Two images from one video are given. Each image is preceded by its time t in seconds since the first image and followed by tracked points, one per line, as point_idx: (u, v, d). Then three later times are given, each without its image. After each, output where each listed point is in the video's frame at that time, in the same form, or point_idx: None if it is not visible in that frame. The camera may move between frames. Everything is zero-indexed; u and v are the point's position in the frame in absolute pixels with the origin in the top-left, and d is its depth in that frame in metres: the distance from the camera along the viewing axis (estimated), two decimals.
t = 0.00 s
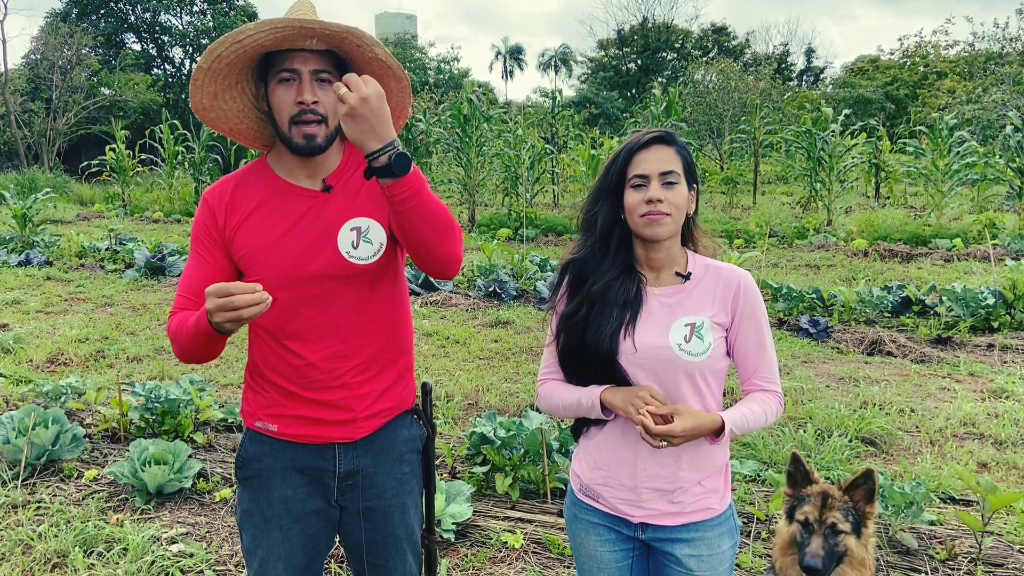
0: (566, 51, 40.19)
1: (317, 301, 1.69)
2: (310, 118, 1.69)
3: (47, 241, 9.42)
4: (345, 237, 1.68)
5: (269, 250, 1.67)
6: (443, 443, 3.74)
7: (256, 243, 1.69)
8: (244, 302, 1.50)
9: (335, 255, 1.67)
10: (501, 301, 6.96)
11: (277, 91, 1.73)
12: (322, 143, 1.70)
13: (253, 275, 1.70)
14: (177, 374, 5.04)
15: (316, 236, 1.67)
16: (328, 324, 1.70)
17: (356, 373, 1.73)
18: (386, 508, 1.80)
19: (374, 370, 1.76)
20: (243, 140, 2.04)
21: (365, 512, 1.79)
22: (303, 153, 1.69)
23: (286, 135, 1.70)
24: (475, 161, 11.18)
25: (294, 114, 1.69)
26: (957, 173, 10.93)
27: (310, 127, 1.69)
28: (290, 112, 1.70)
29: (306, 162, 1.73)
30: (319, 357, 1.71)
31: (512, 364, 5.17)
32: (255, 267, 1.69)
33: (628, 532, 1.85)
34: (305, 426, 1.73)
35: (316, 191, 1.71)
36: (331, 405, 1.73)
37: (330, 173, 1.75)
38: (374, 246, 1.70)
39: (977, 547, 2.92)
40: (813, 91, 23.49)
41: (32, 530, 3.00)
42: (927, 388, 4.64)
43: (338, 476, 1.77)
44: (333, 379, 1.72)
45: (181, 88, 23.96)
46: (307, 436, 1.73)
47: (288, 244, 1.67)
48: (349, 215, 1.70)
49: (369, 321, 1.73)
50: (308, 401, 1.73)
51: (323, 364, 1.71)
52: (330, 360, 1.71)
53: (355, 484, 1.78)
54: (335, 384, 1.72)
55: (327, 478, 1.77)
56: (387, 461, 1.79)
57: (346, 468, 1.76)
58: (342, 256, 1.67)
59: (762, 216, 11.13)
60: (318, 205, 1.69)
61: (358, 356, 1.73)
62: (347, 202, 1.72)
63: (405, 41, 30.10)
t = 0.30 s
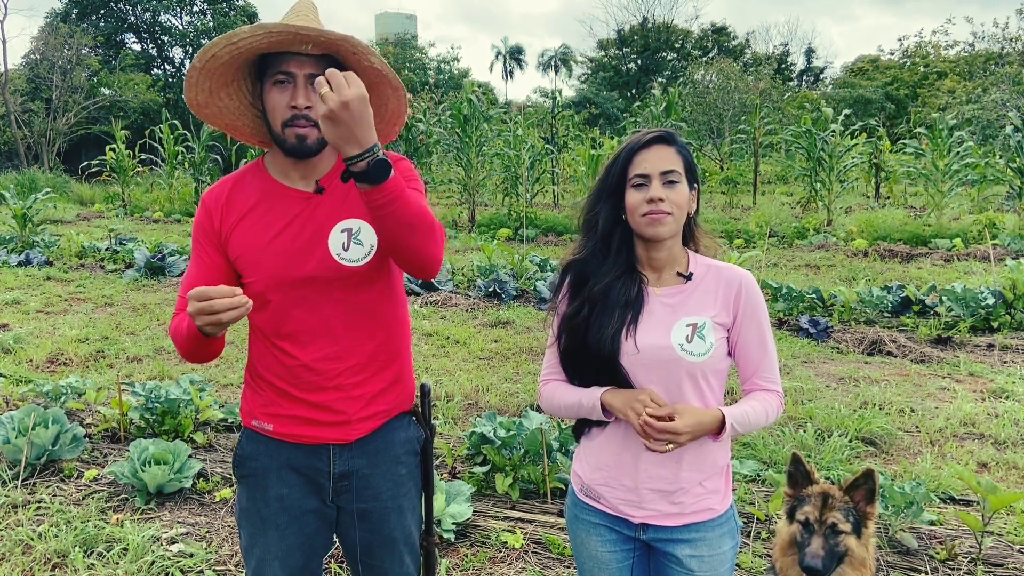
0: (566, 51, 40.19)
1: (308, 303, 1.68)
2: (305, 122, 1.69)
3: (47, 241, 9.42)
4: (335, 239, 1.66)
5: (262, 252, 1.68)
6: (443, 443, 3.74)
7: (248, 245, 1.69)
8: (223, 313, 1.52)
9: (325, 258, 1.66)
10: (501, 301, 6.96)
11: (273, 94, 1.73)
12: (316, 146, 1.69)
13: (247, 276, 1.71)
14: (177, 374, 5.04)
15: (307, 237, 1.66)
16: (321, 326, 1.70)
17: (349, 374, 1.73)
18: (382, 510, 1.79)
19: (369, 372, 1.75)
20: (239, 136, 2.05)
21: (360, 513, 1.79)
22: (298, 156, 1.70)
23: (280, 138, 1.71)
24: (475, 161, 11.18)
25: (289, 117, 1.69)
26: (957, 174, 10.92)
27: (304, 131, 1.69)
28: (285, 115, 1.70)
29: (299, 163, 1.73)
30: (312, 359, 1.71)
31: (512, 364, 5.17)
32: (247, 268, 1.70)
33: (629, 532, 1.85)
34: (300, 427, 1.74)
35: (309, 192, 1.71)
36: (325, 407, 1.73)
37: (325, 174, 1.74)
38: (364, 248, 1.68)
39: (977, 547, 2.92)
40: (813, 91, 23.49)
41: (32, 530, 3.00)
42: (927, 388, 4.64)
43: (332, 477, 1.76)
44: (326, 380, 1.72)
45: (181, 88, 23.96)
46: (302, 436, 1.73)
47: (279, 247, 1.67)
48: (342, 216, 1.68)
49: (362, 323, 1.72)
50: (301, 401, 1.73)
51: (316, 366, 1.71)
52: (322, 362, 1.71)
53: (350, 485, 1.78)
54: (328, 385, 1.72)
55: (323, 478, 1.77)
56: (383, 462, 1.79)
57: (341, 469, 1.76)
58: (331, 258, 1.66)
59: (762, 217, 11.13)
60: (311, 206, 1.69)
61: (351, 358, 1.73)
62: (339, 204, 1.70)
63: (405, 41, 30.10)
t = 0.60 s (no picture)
0: (566, 51, 40.19)
1: (304, 308, 1.68)
2: (306, 124, 1.69)
3: (47, 241, 9.43)
4: (334, 243, 1.65)
5: (259, 254, 1.68)
6: (443, 443, 3.74)
7: (246, 247, 1.69)
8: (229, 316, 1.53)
9: (322, 263, 1.66)
10: (501, 302, 6.96)
11: (275, 94, 1.72)
12: (316, 149, 1.71)
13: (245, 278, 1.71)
14: (177, 374, 5.04)
15: (304, 240, 1.66)
16: (317, 329, 1.69)
17: (345, 377, 1.72)
18: (381, 511, 1.79)
19: (366, 375, 1.75)
20: (238, 131, 2.06)
21: (359, 515, 1.79)
22: (297, 156, 1.70)
23: (279, 138, 1.71)
24: (474, 161, 11.18)
25: (289, 117, 1.69)
26: (957, 173, 10.91)
27: (305, 133, 1.69)
28: (286, 115, 1.70)
29: (298, 164, 1.73)
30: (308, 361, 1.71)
31: (513, 364, 5.17)
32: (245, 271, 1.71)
33: (629, 532, 1.85)
34: (297, 427, 1.74)
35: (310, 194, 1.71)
36: (321, 408, 1.73)
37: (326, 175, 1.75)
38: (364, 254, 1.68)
39: (977, 547, 2.92)
40: (813, 91, 23.50)
41: (32, 530, 3.00)
42: (927, 388, 4.64)
43: (331, 478, 1.76)
44: (322, 382, 1.72)
45: (181, 88, 23.96)
46: (298, 437, 1.73)
47: (276, 251, 1.67)
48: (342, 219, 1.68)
49: (359, 327, 1.71)
50: (297, 402, 1.74)
51: (313, 368, 1.71)
52: (318, 364, 1.71)
53: (348, 486, 1.78)
54: (324, 386, 1.72)
55: (321, 480, 1.77)
56: (382, 463, 1.79)
57: (339, 470, 1.76)
58: (328, 264, 1.65)
59: (762, 217, 11.13)
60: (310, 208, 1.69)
61: (348, 362, 1.72)
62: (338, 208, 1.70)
63: (405, 41, 30.13)
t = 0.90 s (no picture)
0: (566, 51, 40.20)
1: (309, 309, 1.68)
2: (306, 118, 1.69)
3: (47, 241, 9.42)
4: (344, 248, 1.69)
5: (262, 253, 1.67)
6: (443, 443, 3.74)
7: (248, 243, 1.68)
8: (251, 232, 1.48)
9: (328, 265, 1.67)
10: (501, 301, 6.96)
11: (278, 89, 1.73)
12: (316, 143, 1.69)
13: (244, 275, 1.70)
14: (177, 374, 5.04)
15: (310, 242, 1.67)
16: (319, 331, 1.70)
17: (346, 381, 1.73)
18: (381, 513, 1.79)
19: (365, 379, 1.75)
20: (248, 131, 2.05)
21: (359, 517, 1.79)
22: (300, 153, 1.70)
23: (282, 133, 1.71)
24: (475, 161, 11.17)
25: (290, 111, 1.69)
26: (957, 173, 10.90)
27: (305, 127, 1.69)
28: (287, 109, 1.70)
29: (303, 162, 1.73)
30: (309, 363, 1.71)
31: (513, 364, 5.17)
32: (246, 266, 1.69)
33: (628, 532, 1.85)
34: (295, 429, 1.73)
35: (316, 194, 1.72)
36: (320, 411, 1.72)
37: (331, 177, 1.75)
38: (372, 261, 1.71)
39: (977, 547, 2.92)
40: (813, 91, 23.50)
41: (32, 530, 3.00)
42: (927, 388, 4.65)
43: (330, 480, 1.76)
44: (322, 385, 1.71)
45: (181, 88, 23.96)
46: (296, 439, 1.73)
47: (283, 249, 1.67)
48: (350, 224, 1.71)
49: (361, 332, 1.72)
50: (294, 403, 1.73)
51: (313, 371, 1.71)
52: (319, 367, 1.71)
53: (348, 488, 1.78)
54: (324, 390, 1.72)
55: (320, 481, 1.76)
56: (381, 465, 1.79)
57: (339, 472, 1.76)
58: (336, 267, 1.67)
59: (762, 217, 11.13)
60: (316, 209, 1.70)
61: (350, 366, 1.73)
62: (344, 210, 1.72)
63: (405, 40, 30.14)
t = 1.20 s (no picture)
0: (566, 51, 40.22)
1: (322, 308, 1.69)
2: (317, 115, 1.69)
3: (47, 241, 9.43)
4: (362, 249, 1.71)
5: (276, 248, 1.66)
6: (443, 443, 3.74)
7: (268, 234, 1.66)
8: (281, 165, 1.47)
9: (345, 264, 1.68)
10: (501, 301, 6.96)
11: (290, 87, 1.73)
12: (328, 140, 1.70)
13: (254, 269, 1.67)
14: (177, 374, 5.04)
15: (327, 242, 1.68)
16: (331, 332, 1.70)
17: (354, 383, 1.74)
18: (384, 512, 1.81)
19: (373, 380, 1.77)
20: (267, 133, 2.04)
21: (362, 517, 1.80)
22: (314, 150, 1.70)
23: (296, 131, 1.71)
24: (475, 161, 11.16)
25: (302, 109, 1.70)
26: (957, 173, 10.89)
27: (317, 124, 1.69)
28: (299, 107, 1.70)
29: (318, 161, 1.72)
30: (318, 364, 1.70)
31: (513, 364, 5.17)
32: (261, 254, 1.66)
33: (627, 532, 1.85)
34: (298, 432, 1.72)
35: (332, 192, 1.72)
36: (326, 412, 1.72)
37: (342, 177, 1.76)
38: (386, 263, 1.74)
39: (977, 547, 2.92)
40: (813, 91, 23.50)
41: (32, 530, 3.00)
42: (927, 388, 4.65)
43: (334, 482, 1.76)
44: (330, 386, 1.72)
45: (181, 87, 23.96)
46: (299, 441, 1.72)
47: (303, 243, 1.66)
48: (365, 225, 1.72)
49: (371, 333, 1.75)
50: (299, 405, 1.72)
51: (322, 370, 1.71)
52: (328, 368, 1.71)
53: (352, 489, 1.78)
54: (331, 391, 1.72)
55: (323, 482, 1.76)
56: (384, 466, 1.80)
57: (343, 473, 1.76)
58: (354, 267, 1.69)
59: (762, 217, 11.14)
60: (336, 208, 1.71)
61: (360, 366, 1.74)
62: (363, 212, 1.73)
63: (405, 40, 30.17)
